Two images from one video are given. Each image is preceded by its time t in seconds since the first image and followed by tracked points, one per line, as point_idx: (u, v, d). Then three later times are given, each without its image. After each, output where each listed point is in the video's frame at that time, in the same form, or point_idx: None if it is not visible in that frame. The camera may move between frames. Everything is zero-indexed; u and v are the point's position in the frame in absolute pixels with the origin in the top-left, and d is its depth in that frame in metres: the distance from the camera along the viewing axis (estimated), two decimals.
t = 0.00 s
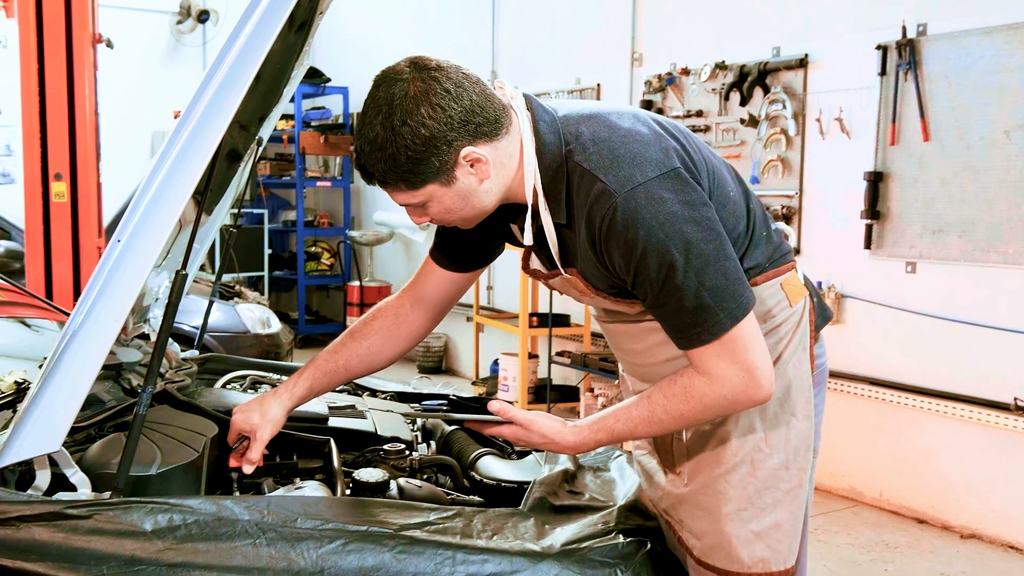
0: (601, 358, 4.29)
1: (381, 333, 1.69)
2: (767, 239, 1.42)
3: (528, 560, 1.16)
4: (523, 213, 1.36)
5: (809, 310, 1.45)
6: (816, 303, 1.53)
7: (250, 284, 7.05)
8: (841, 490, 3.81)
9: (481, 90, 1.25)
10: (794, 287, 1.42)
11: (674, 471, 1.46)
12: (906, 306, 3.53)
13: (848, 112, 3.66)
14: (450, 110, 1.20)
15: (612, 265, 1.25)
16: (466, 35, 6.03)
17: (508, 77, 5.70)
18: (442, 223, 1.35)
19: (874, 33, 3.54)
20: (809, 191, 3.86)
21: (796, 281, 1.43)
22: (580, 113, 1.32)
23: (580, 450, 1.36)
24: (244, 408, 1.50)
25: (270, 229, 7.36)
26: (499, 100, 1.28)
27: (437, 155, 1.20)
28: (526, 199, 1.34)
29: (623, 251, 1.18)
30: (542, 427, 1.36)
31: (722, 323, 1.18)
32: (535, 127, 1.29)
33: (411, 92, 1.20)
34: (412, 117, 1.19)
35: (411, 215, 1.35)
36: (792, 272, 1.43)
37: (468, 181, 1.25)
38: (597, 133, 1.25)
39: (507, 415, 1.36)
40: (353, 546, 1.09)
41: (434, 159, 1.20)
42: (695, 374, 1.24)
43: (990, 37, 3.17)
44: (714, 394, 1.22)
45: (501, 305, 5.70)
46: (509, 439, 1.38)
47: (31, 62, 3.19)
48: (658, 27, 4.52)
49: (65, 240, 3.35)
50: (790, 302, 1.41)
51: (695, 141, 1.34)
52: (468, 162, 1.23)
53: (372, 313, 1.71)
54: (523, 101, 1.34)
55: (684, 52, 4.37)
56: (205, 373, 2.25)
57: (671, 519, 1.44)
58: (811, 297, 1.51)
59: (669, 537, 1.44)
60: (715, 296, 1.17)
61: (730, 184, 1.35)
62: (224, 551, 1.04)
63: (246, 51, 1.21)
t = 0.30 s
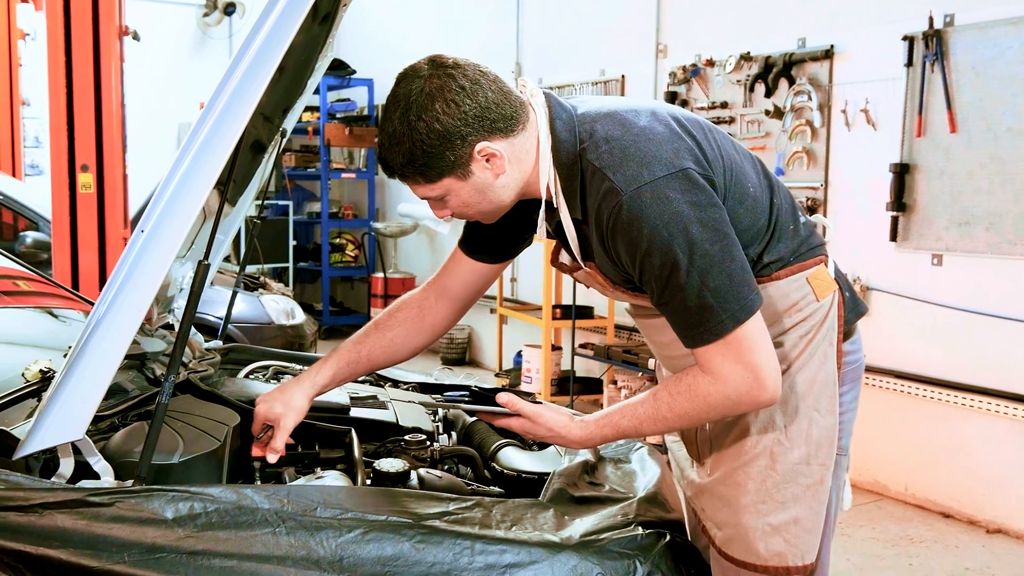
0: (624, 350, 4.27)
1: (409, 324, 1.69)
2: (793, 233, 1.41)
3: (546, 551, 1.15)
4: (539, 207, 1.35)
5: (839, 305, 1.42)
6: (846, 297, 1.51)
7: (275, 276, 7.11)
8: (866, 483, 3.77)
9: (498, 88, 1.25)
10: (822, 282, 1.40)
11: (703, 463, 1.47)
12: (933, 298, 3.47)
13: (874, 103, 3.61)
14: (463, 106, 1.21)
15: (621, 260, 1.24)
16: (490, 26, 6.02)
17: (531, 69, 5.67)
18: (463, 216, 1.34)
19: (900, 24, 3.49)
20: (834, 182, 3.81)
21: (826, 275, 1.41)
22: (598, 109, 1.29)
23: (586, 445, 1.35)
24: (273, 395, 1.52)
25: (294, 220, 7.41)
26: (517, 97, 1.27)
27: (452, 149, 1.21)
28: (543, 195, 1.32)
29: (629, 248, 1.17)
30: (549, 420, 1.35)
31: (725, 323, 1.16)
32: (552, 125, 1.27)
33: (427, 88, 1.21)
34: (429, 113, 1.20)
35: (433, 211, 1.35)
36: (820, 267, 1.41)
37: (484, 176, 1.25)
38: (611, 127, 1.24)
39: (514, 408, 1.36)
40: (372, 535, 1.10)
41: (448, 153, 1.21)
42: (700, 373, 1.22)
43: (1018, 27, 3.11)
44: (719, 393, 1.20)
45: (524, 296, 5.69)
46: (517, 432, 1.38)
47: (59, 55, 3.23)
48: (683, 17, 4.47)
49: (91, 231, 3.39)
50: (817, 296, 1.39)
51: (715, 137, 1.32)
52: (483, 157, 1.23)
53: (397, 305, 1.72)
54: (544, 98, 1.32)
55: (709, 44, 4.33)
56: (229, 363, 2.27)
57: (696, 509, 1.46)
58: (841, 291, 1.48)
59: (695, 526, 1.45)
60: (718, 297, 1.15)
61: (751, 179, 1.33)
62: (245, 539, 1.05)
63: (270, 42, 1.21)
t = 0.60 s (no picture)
0: (639, 347, 4.25)
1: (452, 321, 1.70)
2: (808, 227, 1.40)
3: (556, 548, 1.15)
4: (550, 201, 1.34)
5: (855, 300, 1.40)
6: (861, 292, 1.49)
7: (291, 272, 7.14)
8: (882, 482, 3.74)
9: (514, 81, 1.25)
10: (838, 276, 1.38)
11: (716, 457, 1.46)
12: (951, 296, 3.44)
13: (892, 100, 3.57)
14: (481, 97, 1.21)
15: (630, 254, 1.24)
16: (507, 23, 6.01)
17: (547, 66, 5.66)
18: (479, 210, 1.34)
19: (917, 22, 3.45)
20: (851, 180, 3.77)
21: (841, 270, 1.39)
22: (612, 106, 1.28)
23: (595, 437, 1.34)
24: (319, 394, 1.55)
25: (311, 217, 7.44)
26: (534, 92, 1.27)
27: (468, 140, 1.21)
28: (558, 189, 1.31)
29: (638, 242, 1.16)
30: (559, 412, 1.35)
31: (731, 318, 1.15)
32: (567, 122, 1.26)
33: (445, 80, 1.22)
34: (447, 105, 1.21)
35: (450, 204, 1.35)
36: (836, 262, 1.39)
37: (499, 168, 1.25)
38: (622, 123, 1.22)
39: (524, 399, 1.35)
40: (382, 531, 1.10)
41: (464, 144, 1.21)
42: (708, 367, 1.21)
43: None
44: (725, 386, 1.19)
45: (541, 293, 5.68)
46: (528, 424, 1.37)
47: (78, 52, 3.26)
48: (700, 14, 4.44)
49: (109, 226, 3.42)
50: (832, 291, 1.37)
51: (729, 134, 1.31)
52: (498, 149, 1.23)
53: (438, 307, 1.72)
54: (560, 97, 1.30)
55: (726, 41, 4.30)
56: (243, 359, 2.28)
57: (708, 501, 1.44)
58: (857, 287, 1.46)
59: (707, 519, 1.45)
60: (726, 293, 1.14)
61: (764, 176, 1.31)
62: (255, 535, 1.05)
63: (283, 37, 1.21)
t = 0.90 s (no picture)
0: (650, 348, 4.24)
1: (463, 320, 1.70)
2: (813, 225, 1.39)
3: (563, 547, 1.15)
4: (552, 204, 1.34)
5: (862, 297, 1.39)
6: (868, 290, 1.48)
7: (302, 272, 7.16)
8: (893, 482, 3.71)
9: (518, 82, 1.25)
10: (844, 273, 1.37)
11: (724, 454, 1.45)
12: (963, 296, 3.41)
13: (903, 100, 3.55)
14: (485, 95, 1.21)
15: (632, 256, 1.23)
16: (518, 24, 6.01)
17: (558, 66, 5.65)
18: (482, 212, 1.33)
19: (928, 22, 3.43)
20: (863, 180, 3.75)
21: (848, 267, 1.38)
22: (615, 111, 1.28)
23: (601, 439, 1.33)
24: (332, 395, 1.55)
25: (323, 216, 7.46)
26: (538, 94, 1.27)
27: (472, 137, 1.21)
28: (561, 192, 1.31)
29: (640, 244, 1.16)
30: (564, 413, 1.35)
31: (731, 319, 1.14)
32: (571, 126, 1.25)
33: (450, 79, 1.23)
34: (453, 102, 1.21)
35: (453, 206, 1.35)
36: (842, 259, 1.38)
37: (503, 167, 1.24)
38: (624, 126, 1.22)
39: (528, 401, 1.36)
40: (389, 530, 1.10)
41: (468, 140, 1.21)
42: (710, 368, 1.20)
43: None
44: (727, 386, 1.18)
45: (551, 293, 5.68)
46: (534, 425, 1.38)
47: (89, 52, 3.28)
48: (712, 14, 4.42)
49: (119, 226, 3.43)
50: (839, 288, 1.36)
51: (730, 136, 1.30)
52: (502, 147, 1.23)
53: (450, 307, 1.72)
54: (563, 103, 1.30)
55: (738, 41, 4.28)
56: (252, 358, 2.28)
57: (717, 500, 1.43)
58: (863, 284, 1.45)
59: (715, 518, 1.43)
60: (726, 295, 1.14)
61: (766, 176, 1.30)
62: (261, 534, 1.05)
63: (292, 36, 1.21)
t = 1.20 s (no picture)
0: (656, 348, 4.23)
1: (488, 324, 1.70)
2: (811, 226, 1.39)
3: (565, 548, 1.15)
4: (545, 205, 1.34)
5: (861, 298, 1.39)
6: (868, 290, 1.47)
7: (308, 272, 7.17)
8: (898, 484, 3.70)
9: (515, 82, 1.26)
10: (842, 274, 1.36)
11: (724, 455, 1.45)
12: (969, 298, 3.40)
13: (909, 101, 3.54)
14: (483, 94, 1.22)
15: (620, 259, 1.23)
16: (524, 25, 6.01)
17: (563, 67, 5.65)
18: (477, 212, 1.33)
19: (934, 24, 3.43)
20: (868, 181, 3.74)
21: (846, 268, 1.37)
22: (610, 115, 1.28)
23: (580, 442, 1.33)
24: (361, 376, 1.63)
25: (328, 217, 7.47)
26: (535, 96, 1.28)
27: (467, 134, 1.21)
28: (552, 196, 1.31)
29: (627, 245, 1.16)
30: (544, 415, 1.34)
31: (715, 323, 1.14)
32: (565, 128, 1.25)
33: (448, 76, 1.24)
34: (450, 99, 1.22)
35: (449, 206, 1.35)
36: (840, 260, 1.38)
37: (498, 165, 1.25)
38: (616, 129, 1.22)
39: (509, 402, 1.36)
40: (391, 531, 1.10)
41: (463, 137, 1.21)
42: (692, 373, 1.20)
43: None
44: (709, 393, 1.18)
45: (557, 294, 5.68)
46: (515, 426, 1.38)
47: (95, 52, 3.29)
48: (718, 16, 4.42)
49: (125, 226, 3.44)
50: (837, 289, 1.36)
51: (725, 141, 1.30)
52: (497, 146, 1.23)
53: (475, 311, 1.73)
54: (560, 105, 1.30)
55: (743, 42, 4.28)
56: (256, 359, 2.29)
57: (716, 501, 1.43)
58: (863, 284, 1.44)
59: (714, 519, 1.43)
60: (709, 300, 1.13)
61: (759, 181, 1.30)
62: (263, 534, 1.05)
63: (296, 36, 1.21)
